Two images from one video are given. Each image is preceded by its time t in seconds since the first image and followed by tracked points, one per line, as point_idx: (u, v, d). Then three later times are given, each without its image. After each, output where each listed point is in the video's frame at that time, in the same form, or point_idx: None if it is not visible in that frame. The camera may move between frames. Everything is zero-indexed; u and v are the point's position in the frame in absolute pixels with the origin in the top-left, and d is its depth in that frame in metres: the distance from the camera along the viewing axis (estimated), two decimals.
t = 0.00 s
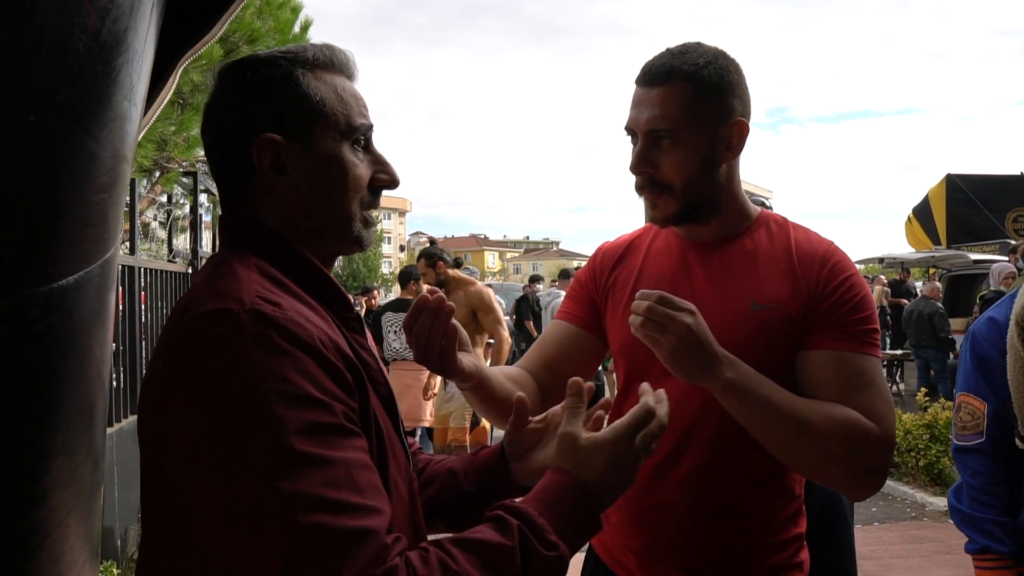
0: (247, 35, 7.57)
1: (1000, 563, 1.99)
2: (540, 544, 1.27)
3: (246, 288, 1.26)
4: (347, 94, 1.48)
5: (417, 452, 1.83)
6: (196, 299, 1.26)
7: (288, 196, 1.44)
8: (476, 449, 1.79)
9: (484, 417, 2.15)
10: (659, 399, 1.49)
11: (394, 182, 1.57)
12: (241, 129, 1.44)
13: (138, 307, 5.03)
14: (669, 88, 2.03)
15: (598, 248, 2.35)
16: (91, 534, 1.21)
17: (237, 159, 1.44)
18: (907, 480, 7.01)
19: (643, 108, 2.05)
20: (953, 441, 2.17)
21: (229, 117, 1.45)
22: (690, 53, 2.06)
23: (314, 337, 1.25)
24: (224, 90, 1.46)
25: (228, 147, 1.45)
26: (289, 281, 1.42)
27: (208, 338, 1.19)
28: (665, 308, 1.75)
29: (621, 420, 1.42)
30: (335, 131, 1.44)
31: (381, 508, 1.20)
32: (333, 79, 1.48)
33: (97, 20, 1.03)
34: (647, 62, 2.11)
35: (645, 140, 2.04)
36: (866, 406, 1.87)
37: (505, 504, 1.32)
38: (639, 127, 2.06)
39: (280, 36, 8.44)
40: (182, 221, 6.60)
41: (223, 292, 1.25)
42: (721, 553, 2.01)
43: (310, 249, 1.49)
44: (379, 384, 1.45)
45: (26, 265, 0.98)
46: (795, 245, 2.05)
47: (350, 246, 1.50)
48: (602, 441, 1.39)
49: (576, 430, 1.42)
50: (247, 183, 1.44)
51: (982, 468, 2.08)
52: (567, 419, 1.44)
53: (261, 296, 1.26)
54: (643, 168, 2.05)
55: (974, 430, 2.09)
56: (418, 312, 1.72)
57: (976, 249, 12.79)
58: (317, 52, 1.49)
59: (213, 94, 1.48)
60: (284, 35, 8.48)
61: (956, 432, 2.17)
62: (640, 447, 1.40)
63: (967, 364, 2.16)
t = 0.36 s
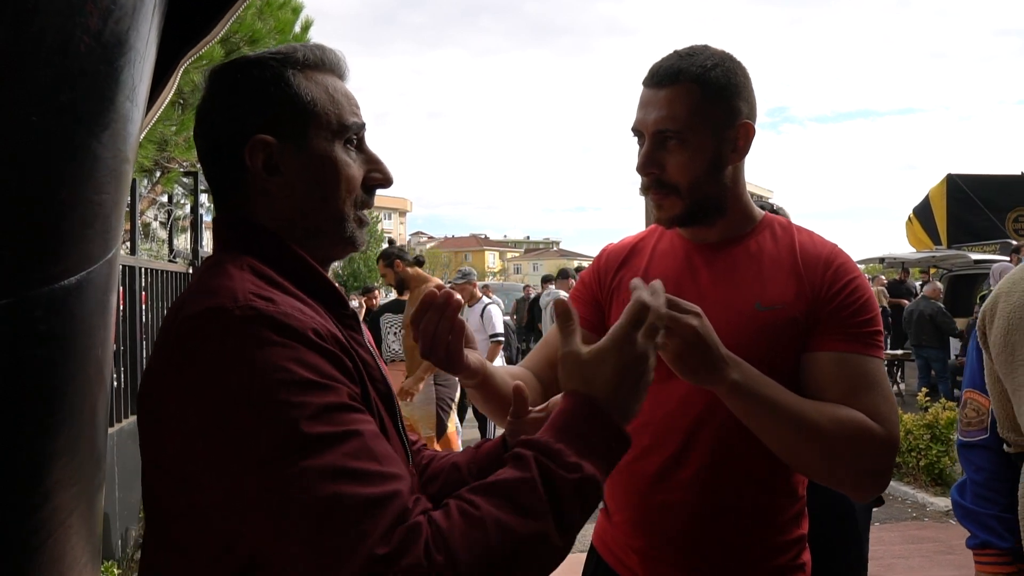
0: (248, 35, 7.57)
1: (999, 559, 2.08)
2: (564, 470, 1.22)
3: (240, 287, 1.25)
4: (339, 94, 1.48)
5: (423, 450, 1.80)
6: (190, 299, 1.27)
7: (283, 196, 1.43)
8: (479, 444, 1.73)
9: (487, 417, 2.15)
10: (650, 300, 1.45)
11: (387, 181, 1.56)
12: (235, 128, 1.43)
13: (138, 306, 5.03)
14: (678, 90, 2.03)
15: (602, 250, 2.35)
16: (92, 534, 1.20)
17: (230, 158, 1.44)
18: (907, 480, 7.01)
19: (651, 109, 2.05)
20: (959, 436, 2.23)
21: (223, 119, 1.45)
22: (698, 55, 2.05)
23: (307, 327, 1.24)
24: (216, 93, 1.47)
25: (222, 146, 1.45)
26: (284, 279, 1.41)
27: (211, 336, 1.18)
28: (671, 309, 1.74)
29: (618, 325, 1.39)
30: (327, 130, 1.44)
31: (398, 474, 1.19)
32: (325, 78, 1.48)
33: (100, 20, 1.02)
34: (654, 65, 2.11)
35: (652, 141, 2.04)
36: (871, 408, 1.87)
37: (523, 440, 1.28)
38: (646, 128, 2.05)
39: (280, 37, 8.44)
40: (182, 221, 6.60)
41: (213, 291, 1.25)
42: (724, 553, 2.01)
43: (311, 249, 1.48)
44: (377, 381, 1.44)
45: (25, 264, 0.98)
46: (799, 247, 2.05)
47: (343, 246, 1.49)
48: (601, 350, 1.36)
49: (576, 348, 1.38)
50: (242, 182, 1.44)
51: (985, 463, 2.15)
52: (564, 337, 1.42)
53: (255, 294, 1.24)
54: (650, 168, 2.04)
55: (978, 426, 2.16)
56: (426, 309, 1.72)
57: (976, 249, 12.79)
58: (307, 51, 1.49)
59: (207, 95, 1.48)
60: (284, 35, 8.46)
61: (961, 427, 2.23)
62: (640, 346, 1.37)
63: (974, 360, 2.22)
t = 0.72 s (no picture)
0: (248, 34, 7.57)
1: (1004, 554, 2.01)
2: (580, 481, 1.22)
3: (245, 283, 1.26)
4: (347, 97, 1.48)
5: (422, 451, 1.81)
6: (193, 297, 1.28)
7: (291, 196, 1.44)
8: (478, 446, 1.75)
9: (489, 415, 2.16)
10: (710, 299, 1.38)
11: (392, 183, 1.56)
12: (246, 128, 1.44)
13: (139, 306, 5.02)
14: (674, 90, 2.03)
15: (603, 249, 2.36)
16: (94, 534, 1.21)
17: (238, 158, 1.44)
18: (907, 480, 7.01)
19: (648, 109, 2.05)
20: (965, 433, 2.18)
21: (231, 120, 1.45)
22: (695, 56, 2.06)
23: (314, 324, 1.25)
24: (224, 91, 1.47)
25: (230, 145, 1.45)
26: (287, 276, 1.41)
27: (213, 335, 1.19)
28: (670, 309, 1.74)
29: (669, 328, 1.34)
30: (334, 132, 1.44)
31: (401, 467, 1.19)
32: (333, 81, 1.48)
33: (101, 20, 1.02)
34: (651, 65, 2.11)
35: (650, 141, 2.04)
36: (870, 407, 1.87)
37: (548, 443, 1.27)
38: (644, 128, 2.05)
39: (280, 36, 8.43)
40: (182, 221, 6.59)
41: (218, 287, 1.26)
42: (725, 554, 2.01)
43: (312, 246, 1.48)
44: (382, 377, 1.44)
45: (26, 263, 0.98)
46: (799, 246, 2.05)
47: (348, 245, 1.50)
48: (646, 357, 1.32)
49: (619, 350, 1.34)
50: (249, 182, 1.44)
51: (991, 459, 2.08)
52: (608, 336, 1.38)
53: (261, 291, 1.25)
54: (647, 168, 2.05)
55: (985, 421, 2.11)
56: (423, 307, 1.72)
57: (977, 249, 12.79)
58: (316, 54, 1.49)
59: (216, 95, 1.49)
60: (284, 35, 8.45)
61: (969, 423, 2.18)
62: (690, 351, 1.33)
63: (983, 355, 2.17)
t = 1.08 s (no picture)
0: (249, 35, 7.57)
1: (1006, 552, 1.99)
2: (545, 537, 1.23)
3: (251, 283, 1.28)
4: (350, 98, 1.50)
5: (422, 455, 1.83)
6: (203, 292, 1.28)
7: (295, 198, 1.44)
8: (477, 454, 1.78)
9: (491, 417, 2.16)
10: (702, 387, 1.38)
11: (394, 183, 1.58)
12: (247, 129, 1.44)
13: (140, 307, 5.02)
14: (673, 94, 2.03)
15: (603, 250, 2.36)
16: (95, 534, 1.21)
17: (241, 161, 1.44)
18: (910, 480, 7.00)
19: (647, 113, 2.06)
20: (964, 431, 2.18)
21: (233, 122, 1.45)
22: (695, 60, 2.06)
23: (317, 327, 1.26)
24: (227, 94, 1.47)
25: (230, 151, 1.45)
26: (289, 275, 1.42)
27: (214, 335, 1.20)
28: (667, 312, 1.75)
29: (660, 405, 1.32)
30: (337, 133, 1.45)
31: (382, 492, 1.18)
32: (336, 84, 1.50)
33: (101, 21, 1.03)
34: (650, 68, 2.11)
35: (647, 144, 2.04)
36: (868, 410, 1.87)
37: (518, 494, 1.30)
38: (642, 131, 2.06)
39: (281, 37, 8.44)
40: (183, 221, 6.60)
41: (226, 286, 1.27)
42: (724, 555, 2.01)
43: (313, 247, 1.49)
44: (382, 379, 1.45)
45: (26, 261, 0.98)
46: (798, 249, 2.05)
47: (351, 244, 1.50)
48: (631, 435, 1.29)
49: (604, 417, 1.31)
50: (254, 183, 1.44)
51: (991, 457, 2.09)
52: (598, 402, 1.32)
53: (266, 291, 1.27)
54: (646, 172, 2.05)
55: (985, 419, 2.11)
56: (421, 310, 1.73)
57: (978, 249, 12.77)
58: (318, 57, 1.51)
59: (217, 98, 1.49)
60: (285, 35, 8.44)
61: (968, 422, 2.18)
62: (674, 436, 1.31)
63: (983, 356, 2.18)
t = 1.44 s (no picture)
0: (251, 34, 7.57)
1: (999, 549, 2.02)
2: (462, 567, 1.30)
3: (258, 275, 1.30)
4: (312, 94, 1.52)
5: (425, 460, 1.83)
6: (216, 289, 1.29)
7: (284, 198, 1.45)
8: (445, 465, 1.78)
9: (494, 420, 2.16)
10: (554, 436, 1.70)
11: (371, 170, 1.62)
12: (225, 133, 1.43)
13: (142, 307, 5.02)
14: (676, 95, 2.03)
15: (605, 250, 2.36)
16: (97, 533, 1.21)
17: (225, 167, 1.42)
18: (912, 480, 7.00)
19: (650, 114, 2.05)
20: (964, 429, 2.21)
21: (201, 131, 1.44)
22: (697, 61, 2.06)
23: (324, 330, 1.27)
24: (192, 106, 1.46)
25: (211, 157, 1.43)
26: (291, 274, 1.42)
27: (216, 335, 1.20)
28: (669, 313, 1.74)
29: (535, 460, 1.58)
30: (311, 127, 1.48)
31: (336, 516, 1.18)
32: (295, 84, 1.51)
33: (103, 22, 1.03)
34: (654, 69, 2.11)
35: (651, 145, 2.05)
36: (870, 412, 1.87)
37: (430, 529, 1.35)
38: (645, 132, 2.06)
39: (284, 36, 8.44)
40: (185, 221, 6.60)
41: (234, 281, 1.29)
42: (726, 555, 2.01)
43: (311, 245, 1.50)
44: (383, 373, 1.45)
45: (25, 260, 0.98)
46: (800, 250, 2.05)
47: (344, 237, 1.53)
48: (519, 482, 1.51)
49: (493, 470, 1.52)
50: (240, 185, 1.43)
51: (988, 455, 2.13)
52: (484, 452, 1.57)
53: (273, 284, 1.29)
54: (648, 173, 2.05)
55: (983, 418, 2.15)
56: (422, 313, 1.72)
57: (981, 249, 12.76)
58: (273, 63, 1.52)
59: (185, 110, 1.48)
60: (287, 35, 8.45)
61: (967, 420, 2.22)
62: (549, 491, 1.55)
63: (982, 355, 2.21)
